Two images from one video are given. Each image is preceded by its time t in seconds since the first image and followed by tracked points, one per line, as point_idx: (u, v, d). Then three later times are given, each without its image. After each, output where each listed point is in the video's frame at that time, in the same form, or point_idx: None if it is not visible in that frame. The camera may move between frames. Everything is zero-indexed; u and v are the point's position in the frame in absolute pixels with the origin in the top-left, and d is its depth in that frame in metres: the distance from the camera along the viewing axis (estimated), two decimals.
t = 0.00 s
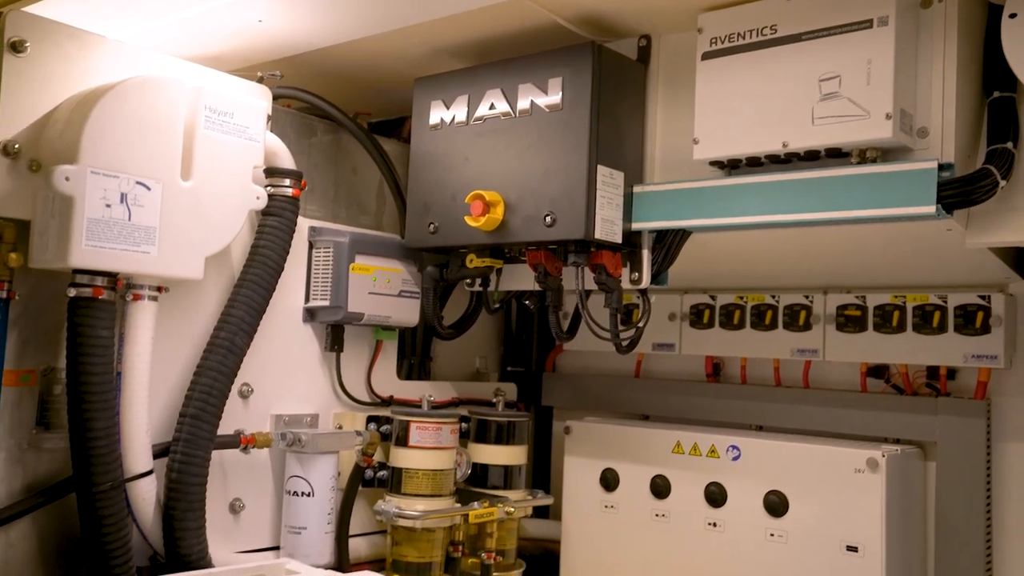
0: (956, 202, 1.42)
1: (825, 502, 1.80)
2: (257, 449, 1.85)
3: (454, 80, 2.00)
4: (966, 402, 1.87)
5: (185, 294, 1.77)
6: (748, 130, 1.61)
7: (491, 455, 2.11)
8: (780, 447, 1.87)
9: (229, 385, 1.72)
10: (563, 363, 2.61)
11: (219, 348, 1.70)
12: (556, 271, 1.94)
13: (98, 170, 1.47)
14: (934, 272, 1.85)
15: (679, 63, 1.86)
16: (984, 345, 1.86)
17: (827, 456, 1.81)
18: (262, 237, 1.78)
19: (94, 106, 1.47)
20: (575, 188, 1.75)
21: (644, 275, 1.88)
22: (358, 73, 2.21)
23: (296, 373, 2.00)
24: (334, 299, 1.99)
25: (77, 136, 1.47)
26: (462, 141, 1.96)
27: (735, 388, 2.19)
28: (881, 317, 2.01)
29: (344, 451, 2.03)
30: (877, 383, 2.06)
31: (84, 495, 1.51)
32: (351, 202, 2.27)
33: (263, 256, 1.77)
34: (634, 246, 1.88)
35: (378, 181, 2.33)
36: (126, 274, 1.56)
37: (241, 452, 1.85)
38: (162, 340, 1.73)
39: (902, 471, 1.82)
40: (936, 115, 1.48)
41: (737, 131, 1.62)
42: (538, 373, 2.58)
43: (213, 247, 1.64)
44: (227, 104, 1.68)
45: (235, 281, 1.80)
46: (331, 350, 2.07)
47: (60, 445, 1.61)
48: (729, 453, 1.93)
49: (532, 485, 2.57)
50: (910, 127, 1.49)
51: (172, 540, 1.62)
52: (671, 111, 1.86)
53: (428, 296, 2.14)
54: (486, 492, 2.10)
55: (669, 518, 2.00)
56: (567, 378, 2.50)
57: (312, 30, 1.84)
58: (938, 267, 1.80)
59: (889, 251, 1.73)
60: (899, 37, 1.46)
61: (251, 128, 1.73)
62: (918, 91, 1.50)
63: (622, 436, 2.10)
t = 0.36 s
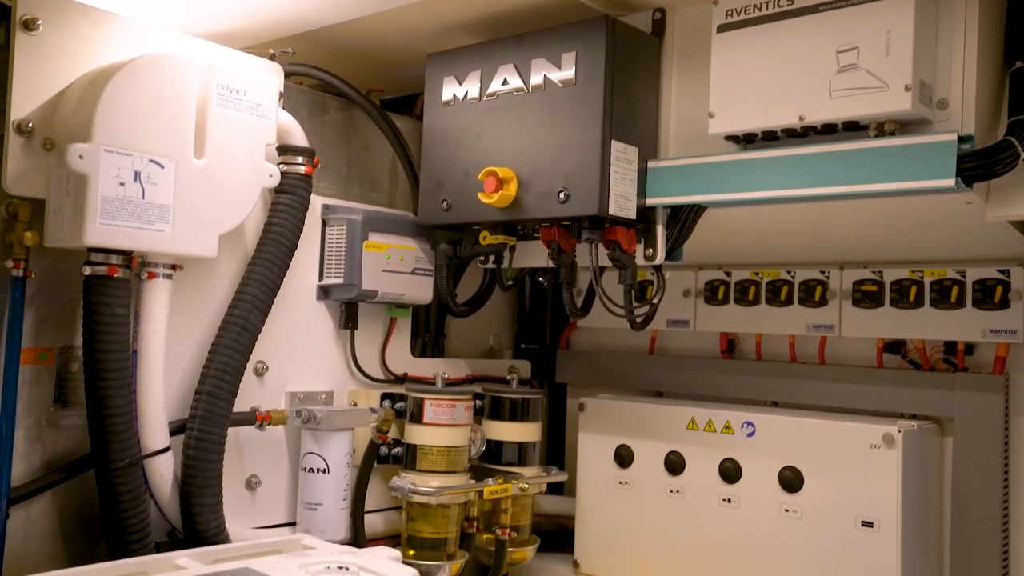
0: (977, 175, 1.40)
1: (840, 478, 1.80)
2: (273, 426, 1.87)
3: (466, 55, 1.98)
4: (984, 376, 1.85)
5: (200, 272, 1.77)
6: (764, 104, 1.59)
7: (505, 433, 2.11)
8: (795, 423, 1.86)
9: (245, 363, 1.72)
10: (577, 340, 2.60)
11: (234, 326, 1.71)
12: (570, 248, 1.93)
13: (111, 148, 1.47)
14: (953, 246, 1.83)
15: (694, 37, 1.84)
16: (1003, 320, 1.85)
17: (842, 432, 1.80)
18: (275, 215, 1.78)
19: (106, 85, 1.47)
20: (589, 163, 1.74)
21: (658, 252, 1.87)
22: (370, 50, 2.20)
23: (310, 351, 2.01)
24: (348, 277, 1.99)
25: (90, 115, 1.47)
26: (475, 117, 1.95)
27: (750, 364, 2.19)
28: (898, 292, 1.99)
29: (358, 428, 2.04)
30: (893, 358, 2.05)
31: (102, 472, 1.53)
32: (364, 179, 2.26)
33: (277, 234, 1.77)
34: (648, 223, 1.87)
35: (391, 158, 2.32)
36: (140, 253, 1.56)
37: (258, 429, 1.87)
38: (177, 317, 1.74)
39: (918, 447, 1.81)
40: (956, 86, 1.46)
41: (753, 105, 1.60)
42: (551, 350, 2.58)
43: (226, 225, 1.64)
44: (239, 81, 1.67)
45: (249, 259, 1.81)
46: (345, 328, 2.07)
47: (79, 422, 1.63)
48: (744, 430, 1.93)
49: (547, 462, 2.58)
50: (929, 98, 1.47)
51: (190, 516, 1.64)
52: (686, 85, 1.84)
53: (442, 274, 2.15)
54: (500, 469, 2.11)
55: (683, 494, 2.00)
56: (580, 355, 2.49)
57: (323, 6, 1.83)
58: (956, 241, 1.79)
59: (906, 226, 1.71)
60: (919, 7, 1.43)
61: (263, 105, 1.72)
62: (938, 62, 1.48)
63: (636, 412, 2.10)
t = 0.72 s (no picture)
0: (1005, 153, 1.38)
1: (863, 459, 1.79)
2: (295, 408, 1.88)
3: (484, 36, 1.97)
4: (1010, 356, 1.84)
5: (221, 254, 1.78)
6: (786, 82, 1.57)
7: (525, 414, 2.12)
8: (817, 404, 1.86)
9: (266, 344, 1.73)
10: (596, 322, 2.60)
11: (255, 308, 1.72)
12: (590, 229, 1.92)
13: (132, 131, 1.47)
14: (978, 225, 1.81)
15: (714, 15, 1.82)
16: None
17: (864, 412, 1.79)
18: (295, 197, 1.79)
19: (126, 68, 1.47)
20: (608, 143, 1.73)
21: (679, 232, 1.86)
22: (388, 31, 2.19)
23: (331, 333, 2.02)
24: (367, 259, 1.99)
25: (111, 98, 1.48)
26: (493, 98, 1.94)
27: (771, 345, 2.18)
28: (922, 272, 1.98)
29: (379, 409, 2.05)
30: (917, 339, 2.03)
31: (127, 453, 1.54)
32: (382, 161, 2.26)
33: (297, 216, 1.78)
34: (668, 203, 1.86)
35: (409, 140, 2.32)
36: (162, 235, 1.57)
37: (280, 411, 1.88)
38: (199, 299, 1.75)
39: (942, 428, 1.80)
40: (983, 62, 1.44)
41: (775, 83, 1.58)
42: (571, 332, 2.58)
43: (246, 207, 1.65)
44: (258, 63, 1.67)
45: (270, 242, 1.81)
46: (365, 310, 2.08)
47: (104, 404, 1.64)
48: (765, 411, 1.92)
49: (566, 443, 2.58)
50: (955, 75, 1.45)
51: (214, 496, 1.65)
52: (706, 64, 1.82)
53: (462, 256, 2.14)
54: (520, 450, 2.11)
55: (704, 475, 1.99)
56: (599, 337, 2.48)
57: None
58: (982, 220, 1.77)
59: (930, 204, 1.69)
60: None
61: (282, 87, 1.72)
62: (965, 38, 1.46)
63: (656, 393, 2.10)
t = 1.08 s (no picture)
0: None
1: (881, 439, 1.78)
2: (312, 388, 1.89)
3: (499, 15, 1.96)
4: None
5: (238, 236, 1.79)
6: (805, 59, 1.55)
7: (541, 394, 2.12)
8: (835, 384, 1.85)
9: (283, 326, 1.74)
10: (612, 302, 2.59)
11: (272, 289, 1.72)
12: (606, 210, 1.92)
13: (148, 113, 1.48)
14: (1000, 203, 1.79)
15: None
16: None
17: (883, 392, 1.78)
18: (310, 178, 1.79)
19: (142, 50, 1.47)
20: (624, 122, 1.72)
21: (696, 212, 1.84)
22: (403, 11, 2.18)
23: (348, 314, 2.02)
24: (383, 240, 1.99)
25: (127, 80, 1.48)
26: (509, 78, 1.93)
27: (788, 325, 2.17)
28: (943, 251, 1.96)
29: (395, 390, 2.05)
30: (936, 318, 2.02)
31: (146, 433, 1.56)
32: (398, 142, 2.26)
33: (313, 197, 1.78)
34: (686, 182, 1.84)
35: (424, 121, 2.32)
36: (179, 217, 1.57)
37: (297, 391, 1.89)
38: (216, 281, 1.76)
39: (961, 407, 1.79)
40: (1006, 36, 1.42)
41: (794, 60, 1.57)
42: (587, 313, 2.58)
43: (262, 189, 1.65)
44: (273, 44, 1.66)
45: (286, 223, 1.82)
46: (381, 291, 2.08)
47: (123, 384, 1.66)
48: (782, 390, 1.91)
49: (582, 423, 2.59)
50: (979, 50, 1.43)
51: (232, 475, 1.67)
52: (724, 43, 1.81)
53: (477, 238, 2.16)
54: (536, 430, 2.12)
55: (720, 455, 1.99)
56: (616, 318, 2.48)
57: None
58: (1004, 198, 1.75)
59: (951, 182, 1.67)
60: None
61: (297, 68, 1.71)
62: (988, 12, 1.44)
63: (673, 373, 2.09)
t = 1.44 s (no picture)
0: None
1: (904, 414, 1.77)
2: (332, 366, 1.90)
3: None
4: None
5: (255, 216, 1.79)
6: (824, 30, 1.53)
7: (559, 372, 2.12)
8: (856, 359, 1.83)
9: (301, 305, 1.74)
10: (630, 280, 2.58)
11: (290, 269, 1.72)
12: (624, 185, 1.90)
13: (164, 93, 1.48)
14: None
15: None
16: None
17: (905, 367, 1.77)
18: (327, 157, 1.79)
19: (157, 30, 1.47)
20: (641, 96, 1.70)
21: (714, 186, 1.82)
22: None
23: (366, 293, 2.03)
24: (400, 219, 1.99)
25: (142, 60, 1.47)
26: (524, 54, 1.91)
27: (808, 301, 2.15)
28: (967, 224, 1.93)
29: (415, 368, 2.06)
30: (960, 292, 1.99)
31: (167, 412, 1.57)
32: (414, 120, 2.25)
33: (329, 176, 1.78)
34: (704, 156, 1.82)
35: (440, 99, 2.30)
36: (196, 197, 1.58)
37: (317, 370, 1.90)
38: (234, 261, 1.76)
39: (985, 382, 1.77)
40: None
41: (814, 30, 1.54)
42: (605, 290, 2.57)
43: (278, 168, 1.65)
44: (287, 22, 1.65)
45: (303, 202, 1.82)
46: (398, 270, 2.08)
47: (145, 364, 1.67)
48: (803, 366, 1.90)
49: (601, 401, 2.59)
50: (1004, 17, 1.41)
51: (253, 454, 1.68)
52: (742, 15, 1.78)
53: (494, 215, 2.12)
54: (555, 408, 2.12)
55: (740, 432, 1.98)
56: (634, 295, 2.47)
57: None
58: None
59: (975, 153, 1.64)
60: None
61: (311, 46, 1.70)
62: None
63: (691, 350, 2.08)
